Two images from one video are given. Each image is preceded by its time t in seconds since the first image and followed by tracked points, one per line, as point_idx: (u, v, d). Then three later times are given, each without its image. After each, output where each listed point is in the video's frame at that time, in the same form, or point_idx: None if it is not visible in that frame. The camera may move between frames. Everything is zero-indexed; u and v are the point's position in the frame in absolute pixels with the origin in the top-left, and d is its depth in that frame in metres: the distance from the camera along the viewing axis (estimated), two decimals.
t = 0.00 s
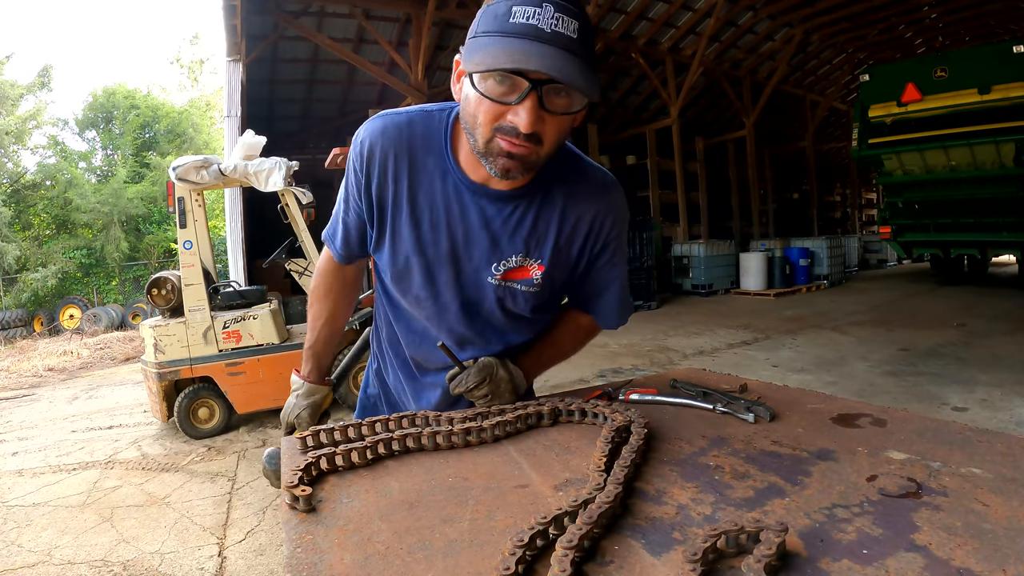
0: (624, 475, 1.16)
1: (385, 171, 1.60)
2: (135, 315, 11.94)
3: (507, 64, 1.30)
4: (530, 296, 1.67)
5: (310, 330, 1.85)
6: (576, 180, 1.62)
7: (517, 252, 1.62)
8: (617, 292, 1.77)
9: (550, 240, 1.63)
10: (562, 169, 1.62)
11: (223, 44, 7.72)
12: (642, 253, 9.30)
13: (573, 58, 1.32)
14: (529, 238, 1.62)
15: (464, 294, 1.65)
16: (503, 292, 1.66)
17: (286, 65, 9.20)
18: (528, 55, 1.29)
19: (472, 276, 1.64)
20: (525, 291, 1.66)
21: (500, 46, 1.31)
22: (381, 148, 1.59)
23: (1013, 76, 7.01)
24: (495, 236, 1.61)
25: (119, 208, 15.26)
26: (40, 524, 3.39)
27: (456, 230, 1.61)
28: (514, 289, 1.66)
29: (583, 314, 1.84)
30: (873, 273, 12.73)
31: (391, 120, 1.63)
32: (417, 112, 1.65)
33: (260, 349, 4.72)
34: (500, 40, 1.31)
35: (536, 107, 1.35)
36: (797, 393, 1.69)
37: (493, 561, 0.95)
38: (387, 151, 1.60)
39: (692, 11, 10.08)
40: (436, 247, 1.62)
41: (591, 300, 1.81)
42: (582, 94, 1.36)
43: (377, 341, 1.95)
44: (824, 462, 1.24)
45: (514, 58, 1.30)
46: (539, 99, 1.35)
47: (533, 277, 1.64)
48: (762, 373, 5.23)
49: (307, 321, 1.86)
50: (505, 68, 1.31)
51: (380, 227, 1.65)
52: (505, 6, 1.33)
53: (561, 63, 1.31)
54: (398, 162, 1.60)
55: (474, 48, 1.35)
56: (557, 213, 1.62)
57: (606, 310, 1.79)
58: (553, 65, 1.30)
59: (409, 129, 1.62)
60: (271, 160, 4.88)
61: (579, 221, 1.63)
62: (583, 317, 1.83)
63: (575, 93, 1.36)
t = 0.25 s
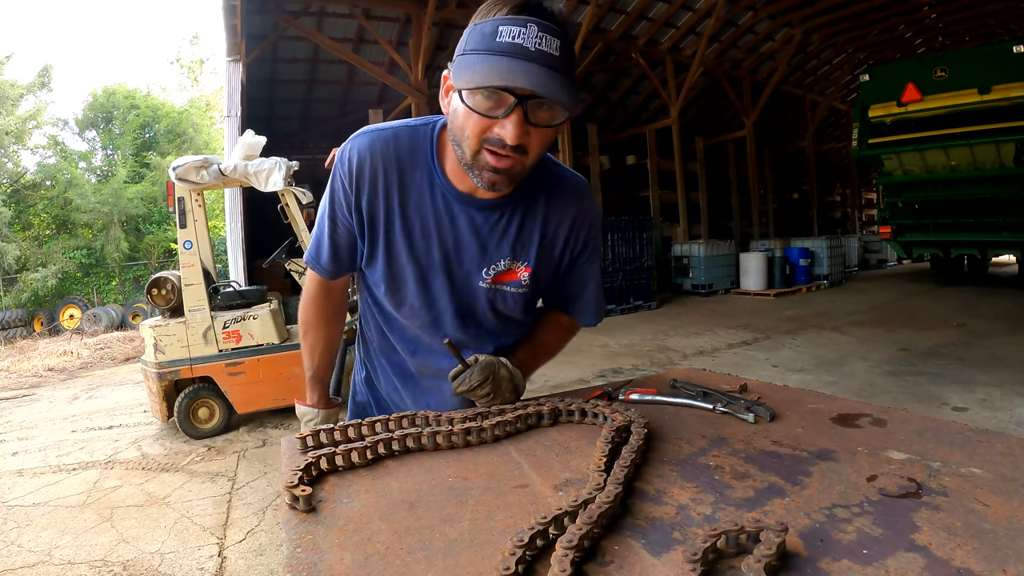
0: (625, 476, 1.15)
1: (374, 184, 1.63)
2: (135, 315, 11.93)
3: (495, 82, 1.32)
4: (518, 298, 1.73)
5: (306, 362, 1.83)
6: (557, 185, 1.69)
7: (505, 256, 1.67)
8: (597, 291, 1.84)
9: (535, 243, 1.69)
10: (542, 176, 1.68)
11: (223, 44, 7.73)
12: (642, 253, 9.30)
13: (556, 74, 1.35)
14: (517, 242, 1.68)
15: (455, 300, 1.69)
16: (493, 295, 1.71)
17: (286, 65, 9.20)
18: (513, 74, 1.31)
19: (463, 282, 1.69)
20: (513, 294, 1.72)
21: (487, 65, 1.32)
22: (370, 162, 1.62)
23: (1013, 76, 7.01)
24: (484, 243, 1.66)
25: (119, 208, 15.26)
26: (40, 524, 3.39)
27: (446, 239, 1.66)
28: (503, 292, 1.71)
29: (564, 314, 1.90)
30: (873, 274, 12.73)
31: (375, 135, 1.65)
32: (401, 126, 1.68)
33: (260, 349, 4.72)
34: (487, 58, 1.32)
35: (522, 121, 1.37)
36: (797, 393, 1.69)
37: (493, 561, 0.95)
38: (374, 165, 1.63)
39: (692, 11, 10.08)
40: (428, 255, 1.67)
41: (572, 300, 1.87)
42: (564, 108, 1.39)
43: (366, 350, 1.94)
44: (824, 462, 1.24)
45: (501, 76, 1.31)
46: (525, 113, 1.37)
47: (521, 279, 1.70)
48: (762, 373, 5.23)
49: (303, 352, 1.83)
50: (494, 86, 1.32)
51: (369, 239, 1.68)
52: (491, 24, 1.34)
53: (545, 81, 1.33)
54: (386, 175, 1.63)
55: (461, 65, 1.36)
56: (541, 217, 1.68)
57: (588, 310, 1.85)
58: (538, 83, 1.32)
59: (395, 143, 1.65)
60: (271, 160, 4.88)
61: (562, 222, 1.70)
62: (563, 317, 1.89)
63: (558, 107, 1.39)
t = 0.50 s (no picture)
0: (624, 476, 1.15)
1: (365, 203, 1.65)
2: (135, 315, 11.93)
3: (473, 121, 1.34)
4: (503, 307, 1.79)
5: (312, 369, 1.80)
6: (536, 198, 1.76)
7: (491, 267, 1.73)
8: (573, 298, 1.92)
9: (518, 255, 1.76)
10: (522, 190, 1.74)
11: (223, 44, 7.72)
12: (642, 253, 9.30)
13: (530, 109, 1.37)
14: (501, 254, 1.74)
15: (444, 311, 1.74)
16: (479, 304, 1.76)
17: (286, 65, 9.20)
18: (490, 113, 1.34)
19: (451, 295, 1.74)
20: (498, 304, 1.78)
21: (466, 103, 1.35)
22: (359, 183, 1.64)
23: (1013, 76, 7.01)
24: (471, 256, 1.71)
25: (120, 208, 15.26)
26: (40, 524, 3.39)
27: (434, 254, 1.69)
28: (489, 301, 1.77)
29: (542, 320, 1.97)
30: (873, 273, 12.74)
31: (363, 156, 1.68)
32: (389, 148, 1.70)
33: (260, 349, 4.72)
34: (465, 96, 1.35)
35: (499, 151, 1.40)
36: (797, 394, 1.69)
37: (493, 562, 0.95)
38: (364, 184, 1.65)
39: (692, 11, 10.08)
40: (418, 270, 1.71)
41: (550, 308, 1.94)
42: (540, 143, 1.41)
43: (356, 359, 1.93)
44: (823, 462, 1.24)
45: (478, 115, 1.34)
46: (502, 144, 1.39)
47: (505, 288, 1.76)
48: (762, 373, 5.22)
49: (307, 359, 1.81)
50: (471, 124, 1.35)
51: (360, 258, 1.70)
52: (470, 63, 1.37)
53: (519, 117, 1.35)
54: (376, 194, 1.66)
55: (441, 99, 1.39)
56: (523, 229, 1.75)
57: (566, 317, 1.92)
58: (512, 122, 1.34)
59: (382, 163, 1.67)
60: (271, 161, 4.88)
61: (541, 233, 1.78)
62: (540, 325, 1.94)
63: (534, 139, 1.41)
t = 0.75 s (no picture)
0: (624, 476, 1.15)
1: (361, 202, 1.66)
2: (135, 315, 11.93)
3: (447, 148, 1.38)
4: (497, 303, 1.79)
5: (308, 368, 1.79)
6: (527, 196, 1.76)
7: (485, 262, 1.73)
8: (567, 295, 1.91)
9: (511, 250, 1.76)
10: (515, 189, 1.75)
11: (223, 44, 7.72)
12: (642, 253, 9.30)
13: (503, 131, 1.38)
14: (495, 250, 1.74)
15: (439, 305, 1.75)
16: (473, 301, 1.76)
17: (286, 65, 9.20)
18: (463, 138, 1.36)
19: (447, 291, 1.74)
20: (493, 301, 1.78)
21: (442, 125, 1.38)
22: (357, 183, 1.66)
23: (1013, 76, 7.01)
24: (465, 252, 1.72)
25: (120, 208, 15.26)
26: (40, 524, 3.39)
27: (430, 250, 1.70)
28: (483, 297, 1.77)
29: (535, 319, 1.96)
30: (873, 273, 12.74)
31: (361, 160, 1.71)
32: (386, 153, 1.72)
33: (260, 349, 4.72)
34: (440, 118, 1.38)
35: (475, 166, 1.43)
36: (798, 394, 1.69)
37: (493, 562, 0.95)
38: (362, 185, 1.67)
39: (692, 11, 10.08)
40: (414, 267, 1.71)
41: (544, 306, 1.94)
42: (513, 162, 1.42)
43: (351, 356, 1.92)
44: (824, 462, 1.24)
45: (451, 141, 1.37)
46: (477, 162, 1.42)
47: (499, 283, 1.76)
48: (762, 373, 5.22)
49: (301, 357, 1.79)
50: (445, 148, 1.39)
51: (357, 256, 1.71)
52: (446, 85, 1.38)
53: (490, 141, 1.37)
54: (373, 193, 1.67)
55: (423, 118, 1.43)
56: (516, 225, 1.75)
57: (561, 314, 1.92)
58: (483, 148, 1.37)
59: (379, 166, 1.69)
60: (271, 160, 4.88)
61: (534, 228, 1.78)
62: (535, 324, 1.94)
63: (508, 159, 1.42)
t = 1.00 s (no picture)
0: (624, 475, 1.16)
1: (358, 197, 1.67)
2: (135, 315, 11.93)
3: (421, 139, 1.40)
4: (493, 292, 1.78)
5: (303, 358, 1.77)
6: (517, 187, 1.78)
7: (478, 250, 1.73)
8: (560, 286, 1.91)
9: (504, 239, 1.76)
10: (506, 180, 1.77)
11: (223, 44, 7.72)
12: (641, 253, 9.30)
13: (482, 121, 1.38)
14: (489, 239, 1.74)
15: (435, 295, 1.74)
16: (466, 292, 1.76)
17: (286, 65, 9.21)
18: (436, 128, 1.38)
19: (443, 282, 1.74)
20: (489, 290, 1.77)
21: (420, 115, 1.40)
22: (353, 179, 1.67)
23: (1013, 76, 7.01)
24: (460, 242, 1.71)
25: (120, 208, 15.27)
26: (40, 524, 3.39)
27: (426, 242, 1.70)
28: (478, 287, 1.76)
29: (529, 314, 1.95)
30: (872, 274, 12.75)
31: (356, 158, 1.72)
32: (380, 150, 1.73)
33: (260, 349, 4.72)
34: (420, 110, 1.40)
35: (454, 155, 1.43)
36: (798, 394, 1.69)
37: (493, 562, 0.95)
38: (358, 181, 1.68)
39: (692, 11, 10.07)
40: (412, 258, 1.71)
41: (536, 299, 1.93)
42: (488, 153, 1.41)
43: (350, 350, 1.92)
44: (823, 461, 1.24)
45: (425, 132, 1.39)
46: (456, 152, 1.42)
47: (493, 272, 1.76)
48: (762, 373, 5.22)
49: (296, 347, 1.77)
50: (421, 138, 1.40)
51: (354, 250, 1.71)
52: (427, 79, 1.41)
53: (464, 129, 1.37)
54: (369, 188, 1.68)
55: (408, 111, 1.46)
56: (509, 214, 1.75)
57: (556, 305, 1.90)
58: (455, 139, 1.38)
59: (373, 162, 1.70)
60: (271, 160, 4.88)
61: (526, 218, 1.78)
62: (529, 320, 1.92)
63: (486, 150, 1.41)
